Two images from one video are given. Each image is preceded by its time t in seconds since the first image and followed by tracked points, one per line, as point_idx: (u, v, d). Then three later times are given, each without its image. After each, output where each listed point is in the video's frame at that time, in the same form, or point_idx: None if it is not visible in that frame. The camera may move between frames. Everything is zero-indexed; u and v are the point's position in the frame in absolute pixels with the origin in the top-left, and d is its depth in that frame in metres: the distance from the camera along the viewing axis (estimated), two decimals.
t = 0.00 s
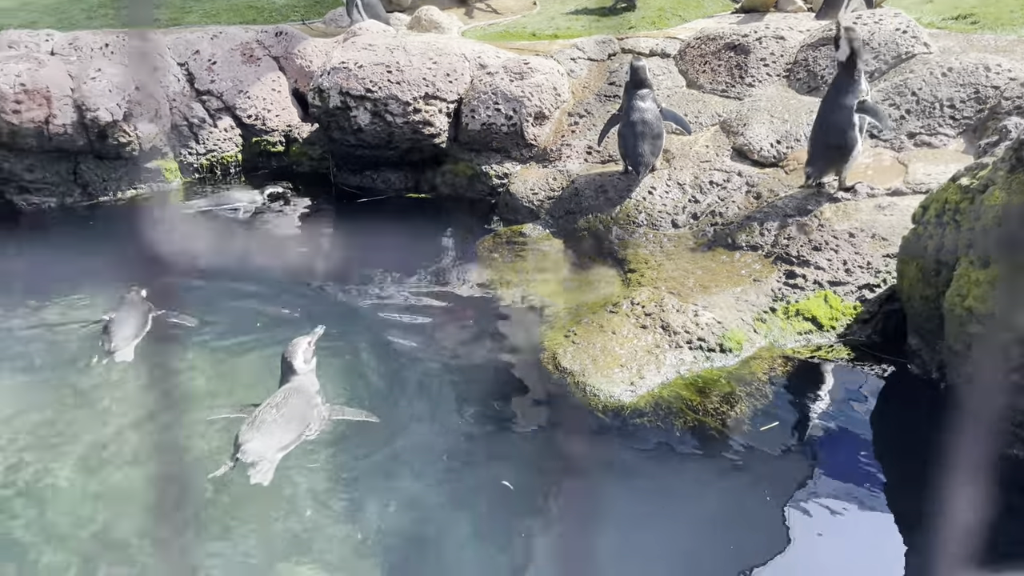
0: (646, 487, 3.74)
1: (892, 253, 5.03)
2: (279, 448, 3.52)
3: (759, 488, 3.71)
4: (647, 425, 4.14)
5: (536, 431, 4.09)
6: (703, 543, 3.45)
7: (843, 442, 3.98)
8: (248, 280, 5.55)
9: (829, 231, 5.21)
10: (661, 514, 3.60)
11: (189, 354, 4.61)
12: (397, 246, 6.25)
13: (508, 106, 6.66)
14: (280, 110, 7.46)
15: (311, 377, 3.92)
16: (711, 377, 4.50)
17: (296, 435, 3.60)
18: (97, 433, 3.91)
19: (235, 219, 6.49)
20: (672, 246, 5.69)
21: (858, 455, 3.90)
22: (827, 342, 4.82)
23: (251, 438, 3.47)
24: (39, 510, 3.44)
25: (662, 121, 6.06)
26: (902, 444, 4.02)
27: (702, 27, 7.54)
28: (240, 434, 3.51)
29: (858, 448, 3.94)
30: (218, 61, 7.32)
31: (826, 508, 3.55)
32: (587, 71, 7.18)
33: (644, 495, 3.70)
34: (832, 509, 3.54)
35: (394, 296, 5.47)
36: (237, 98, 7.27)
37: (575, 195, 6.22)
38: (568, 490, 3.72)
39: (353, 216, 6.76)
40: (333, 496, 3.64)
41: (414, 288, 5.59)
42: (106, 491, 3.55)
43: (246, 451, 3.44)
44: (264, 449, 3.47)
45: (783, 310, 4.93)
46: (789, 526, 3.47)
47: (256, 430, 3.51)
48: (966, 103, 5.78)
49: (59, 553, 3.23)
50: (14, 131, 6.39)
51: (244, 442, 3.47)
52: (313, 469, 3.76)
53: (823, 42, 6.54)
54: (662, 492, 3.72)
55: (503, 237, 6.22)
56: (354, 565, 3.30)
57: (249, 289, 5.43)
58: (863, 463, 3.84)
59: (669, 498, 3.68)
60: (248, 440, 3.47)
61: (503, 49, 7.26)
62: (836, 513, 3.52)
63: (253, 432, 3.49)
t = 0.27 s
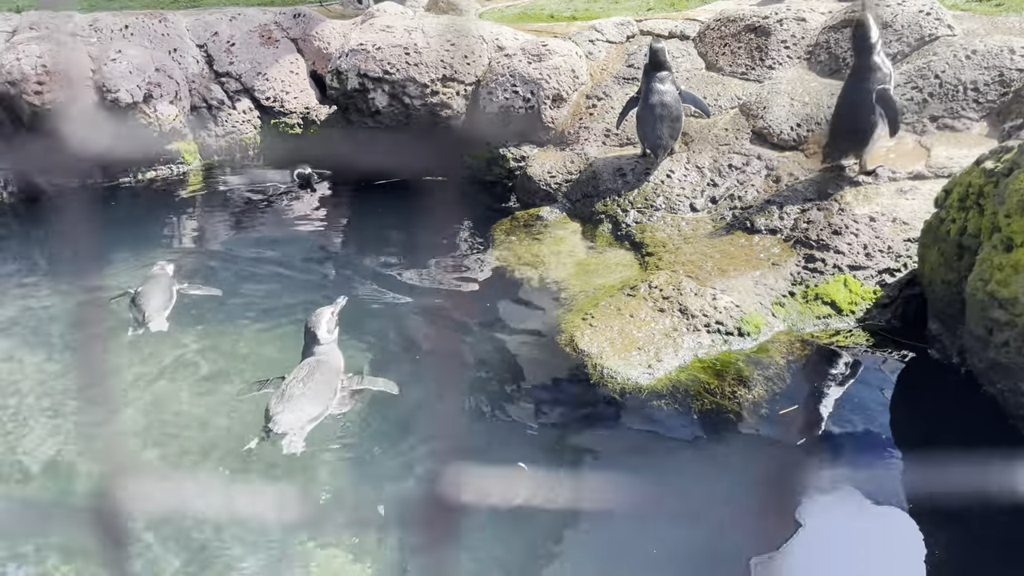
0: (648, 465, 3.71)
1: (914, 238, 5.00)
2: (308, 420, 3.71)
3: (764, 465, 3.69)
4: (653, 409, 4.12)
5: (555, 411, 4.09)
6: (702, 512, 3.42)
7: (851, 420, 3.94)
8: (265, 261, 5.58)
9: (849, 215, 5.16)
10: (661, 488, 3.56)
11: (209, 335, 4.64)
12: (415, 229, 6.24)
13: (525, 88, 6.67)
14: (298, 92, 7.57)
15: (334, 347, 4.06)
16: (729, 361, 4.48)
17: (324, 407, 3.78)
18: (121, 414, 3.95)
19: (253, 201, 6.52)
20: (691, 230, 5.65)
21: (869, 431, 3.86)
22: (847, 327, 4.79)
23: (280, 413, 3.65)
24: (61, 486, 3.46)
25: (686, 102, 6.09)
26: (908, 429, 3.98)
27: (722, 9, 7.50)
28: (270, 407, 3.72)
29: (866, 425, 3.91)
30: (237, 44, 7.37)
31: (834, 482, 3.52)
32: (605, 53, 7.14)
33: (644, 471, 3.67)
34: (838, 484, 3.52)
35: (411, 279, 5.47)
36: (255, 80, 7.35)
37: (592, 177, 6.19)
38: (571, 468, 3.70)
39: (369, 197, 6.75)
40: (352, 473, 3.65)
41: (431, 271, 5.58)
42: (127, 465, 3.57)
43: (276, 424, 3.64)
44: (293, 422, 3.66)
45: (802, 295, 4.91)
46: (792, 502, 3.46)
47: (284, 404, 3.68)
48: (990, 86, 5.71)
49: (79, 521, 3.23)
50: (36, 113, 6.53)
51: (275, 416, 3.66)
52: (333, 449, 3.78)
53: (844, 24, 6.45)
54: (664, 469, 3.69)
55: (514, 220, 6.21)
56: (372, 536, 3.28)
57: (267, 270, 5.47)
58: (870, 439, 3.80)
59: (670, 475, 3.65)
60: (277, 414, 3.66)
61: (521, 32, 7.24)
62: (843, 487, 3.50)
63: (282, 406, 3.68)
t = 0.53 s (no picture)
0: (659, 452, 3.72)
1: (933, 227, 4.96)
2: (335, 396, 3.65)
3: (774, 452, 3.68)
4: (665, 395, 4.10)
5: (569, 396, 4.09)
6: (710, 500, 3.43)
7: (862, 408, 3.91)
8: (280, 246, 5.60)
9: (867, 203, 5.14)
10: (670, 476, 3.58)
11: (225, 320, 4.67)
12: (429, 216, 6.23)
13: (541, 75, 6.67)
14: (313, 79, 7.52)
15: (349, 334, 4.06)
16: (744, 350, 4.46)
17: (348, 383, 3.74)
18: (139, 397, 3.98)
19: (269, 188, 6.55)
20: (706, 218, 5.63)
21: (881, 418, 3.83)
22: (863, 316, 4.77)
23: (309, 388, 3.59)
24: (81, 469, 3.50)
25: (704, 88, 6.06)
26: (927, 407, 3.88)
27: None
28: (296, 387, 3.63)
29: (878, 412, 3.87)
30: (252, 30, 7.38)
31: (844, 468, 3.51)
32: (622, 39, 7.13)
33: (654, 460, 3.68)
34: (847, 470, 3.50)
35: (427, 266, 5.47)
36: (270, 66, 7.35)
37: (607, 165, 6.18)
38: (585, 453, 3.71)
39: (383, 186, 6.75)
40: (366, 461, 3.67)
41: (445, 258, 5.58)
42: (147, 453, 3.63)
43: (306, 401, 3.56)
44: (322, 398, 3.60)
45: (819, 284, 4.87)
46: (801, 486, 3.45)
47: (310, 381, 3.63)
48: (1012, 74, 5.64)
49: (101, 507, 3.29)
50: (53, 99, 6.43)
51: (303, 394, 3.58)
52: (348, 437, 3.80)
53: (863, 11, 6.43)
54: (674, 457, 3.69)
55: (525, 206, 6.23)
56: (387, 526, 3.32)
57: (281, 254, 5.49)
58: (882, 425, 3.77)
59: (680, 463, 3.65)
60: (305, 391, 3.59)
61: (537, 19, 7.23)
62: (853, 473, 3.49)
63: (308, 384, 3.61)
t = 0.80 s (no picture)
0: (671, 446, 3.71)
1: (947, 219, 4.91)
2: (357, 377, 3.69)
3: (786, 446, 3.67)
4: (676, 389, 4.09)
5: (579, 388, 4.08)
6: (720, 494, 3.43)
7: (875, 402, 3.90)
8: (290, 235, 5.62)
9: (881, 195, 5.11)
10: (682, 470, 3.57)
11: (236, 309, 4.69)
12: (440, 207, 6.23)
13: (552, 66, 6.61)
14: (324, 70, 7.55)
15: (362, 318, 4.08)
16: (755, 342, 4.44)
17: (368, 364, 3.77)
18: (151, 388, 4.00)
19: (279, 178, 6.56)
20: (718, 209, 5.61)
21: (895, 411, 3.82)
22: (876, 309, 4.74)
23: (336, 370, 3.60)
24: (94, 459, 3.53)
25: (717, 76, 6.02)
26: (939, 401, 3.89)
27: None
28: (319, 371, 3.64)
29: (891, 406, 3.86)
30: (263, 21, 7.44)
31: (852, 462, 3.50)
32: (634, 30, 7.13)
33: (665, 452, 3.67)
34: (854, 462, 3.50)
35: (437, 256, 5.47)
36: (281, 57, 7.36)
37: (619, 156, 6.16)
38: (596, 444, 3.71)
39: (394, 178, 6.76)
40: (377, 450, 3.69)
41: (456, 249, 5.58)
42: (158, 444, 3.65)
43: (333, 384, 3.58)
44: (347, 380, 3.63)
45: (831, 276, 4.84)
46: (813, 479, 3.44)
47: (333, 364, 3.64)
48: None
49: (114, 498, 3.32)
50: (65, 90, 6.47)
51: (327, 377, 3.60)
52: (358, 428, 3.80)
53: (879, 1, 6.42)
54: (687, 450, 3.69)
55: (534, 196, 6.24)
56: (396, 519, 3.32)
57: (292, 244, 5.51)
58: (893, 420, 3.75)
59: (693, 455, 3.65)
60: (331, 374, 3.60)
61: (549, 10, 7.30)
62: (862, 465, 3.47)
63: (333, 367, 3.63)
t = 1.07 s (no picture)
0: (678, 437, 3.72)
1: (957, 213, 4.89)
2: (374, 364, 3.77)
3: (795, 441, 3.67)
4: (685, 382, 4.09)
5: (587, 381, 4.09)
6: (728, 486, 3.44)
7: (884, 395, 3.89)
8: (299, 229, 5.64)
9: (891, 189, 5.08)
10: (690, 462, 3.58)
11: (245, 302, 4.72)
12: (448, 200, 6.23)
13: (560, 60, 6.60)
14: (333, 64, 7.54)
15: (370, 301, 4.13)
16: (764, 337, 4.43)
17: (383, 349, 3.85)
18: (162, 380, 4.03)
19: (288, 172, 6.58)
20: (727, 204, 5.60)
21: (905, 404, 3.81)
22: (886, 304, 4.73)
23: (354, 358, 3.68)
24: (106, 451, 3.56)
25: (726, 70, 6.00)
26: (949, 392, 3.89)
27: None
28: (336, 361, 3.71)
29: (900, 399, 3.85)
30: (272, 15, 7.48)
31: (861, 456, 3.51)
32: (643, 23, 7.11)
33: (673, 444, 3.69)
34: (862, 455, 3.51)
35: (446, 249, 5.48)
36: (290, 51, 7.36)
37: (628, 150, 6.16)
38: (604, 438, 3.72)
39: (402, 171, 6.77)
40: (385, 442, 3.71)
41: (464, 242, 5.59)
42: (169, 436, 3.68)
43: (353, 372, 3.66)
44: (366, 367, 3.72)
45: (841, 271, 4.83)
46: (820, 473, 3.45)
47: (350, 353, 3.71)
48: None
49: (126, 490, 3.35)
50: (75, 84, 6.49)
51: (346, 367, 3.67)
52: (367, 421, 3.82)
53: None
54: (695, 443, 3.70)
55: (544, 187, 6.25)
56: (405, 512, 3.34)
57: (300, 237, 5.53)
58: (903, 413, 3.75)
59: (700, 448, 3.66)
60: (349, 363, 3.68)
61: (557, 4, 7.33)
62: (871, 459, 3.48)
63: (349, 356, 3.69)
